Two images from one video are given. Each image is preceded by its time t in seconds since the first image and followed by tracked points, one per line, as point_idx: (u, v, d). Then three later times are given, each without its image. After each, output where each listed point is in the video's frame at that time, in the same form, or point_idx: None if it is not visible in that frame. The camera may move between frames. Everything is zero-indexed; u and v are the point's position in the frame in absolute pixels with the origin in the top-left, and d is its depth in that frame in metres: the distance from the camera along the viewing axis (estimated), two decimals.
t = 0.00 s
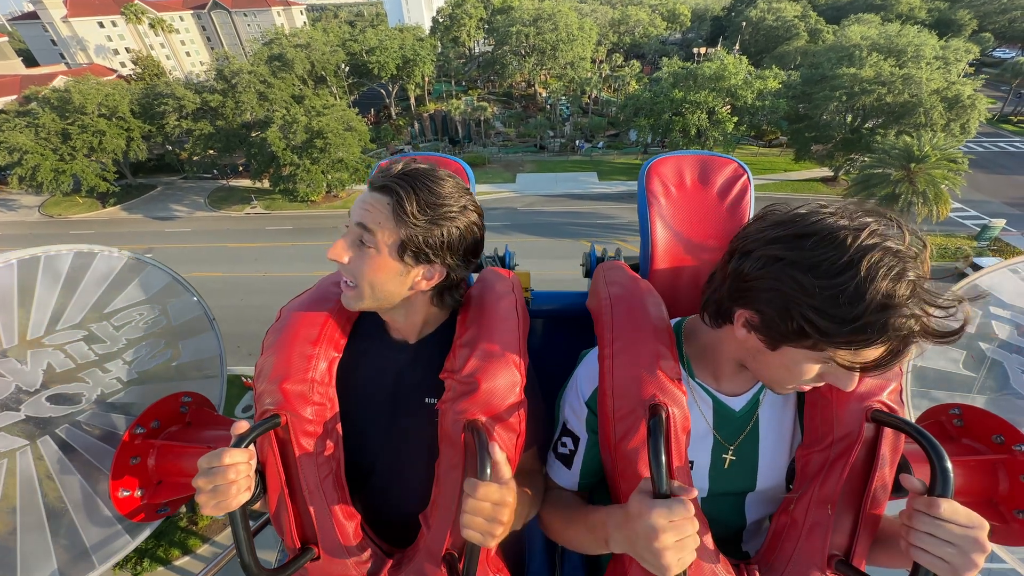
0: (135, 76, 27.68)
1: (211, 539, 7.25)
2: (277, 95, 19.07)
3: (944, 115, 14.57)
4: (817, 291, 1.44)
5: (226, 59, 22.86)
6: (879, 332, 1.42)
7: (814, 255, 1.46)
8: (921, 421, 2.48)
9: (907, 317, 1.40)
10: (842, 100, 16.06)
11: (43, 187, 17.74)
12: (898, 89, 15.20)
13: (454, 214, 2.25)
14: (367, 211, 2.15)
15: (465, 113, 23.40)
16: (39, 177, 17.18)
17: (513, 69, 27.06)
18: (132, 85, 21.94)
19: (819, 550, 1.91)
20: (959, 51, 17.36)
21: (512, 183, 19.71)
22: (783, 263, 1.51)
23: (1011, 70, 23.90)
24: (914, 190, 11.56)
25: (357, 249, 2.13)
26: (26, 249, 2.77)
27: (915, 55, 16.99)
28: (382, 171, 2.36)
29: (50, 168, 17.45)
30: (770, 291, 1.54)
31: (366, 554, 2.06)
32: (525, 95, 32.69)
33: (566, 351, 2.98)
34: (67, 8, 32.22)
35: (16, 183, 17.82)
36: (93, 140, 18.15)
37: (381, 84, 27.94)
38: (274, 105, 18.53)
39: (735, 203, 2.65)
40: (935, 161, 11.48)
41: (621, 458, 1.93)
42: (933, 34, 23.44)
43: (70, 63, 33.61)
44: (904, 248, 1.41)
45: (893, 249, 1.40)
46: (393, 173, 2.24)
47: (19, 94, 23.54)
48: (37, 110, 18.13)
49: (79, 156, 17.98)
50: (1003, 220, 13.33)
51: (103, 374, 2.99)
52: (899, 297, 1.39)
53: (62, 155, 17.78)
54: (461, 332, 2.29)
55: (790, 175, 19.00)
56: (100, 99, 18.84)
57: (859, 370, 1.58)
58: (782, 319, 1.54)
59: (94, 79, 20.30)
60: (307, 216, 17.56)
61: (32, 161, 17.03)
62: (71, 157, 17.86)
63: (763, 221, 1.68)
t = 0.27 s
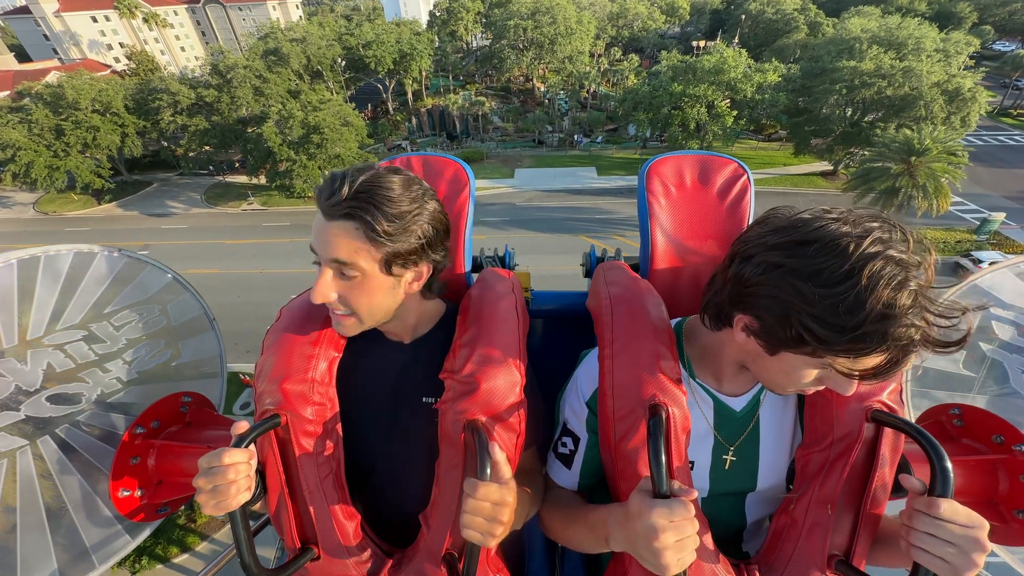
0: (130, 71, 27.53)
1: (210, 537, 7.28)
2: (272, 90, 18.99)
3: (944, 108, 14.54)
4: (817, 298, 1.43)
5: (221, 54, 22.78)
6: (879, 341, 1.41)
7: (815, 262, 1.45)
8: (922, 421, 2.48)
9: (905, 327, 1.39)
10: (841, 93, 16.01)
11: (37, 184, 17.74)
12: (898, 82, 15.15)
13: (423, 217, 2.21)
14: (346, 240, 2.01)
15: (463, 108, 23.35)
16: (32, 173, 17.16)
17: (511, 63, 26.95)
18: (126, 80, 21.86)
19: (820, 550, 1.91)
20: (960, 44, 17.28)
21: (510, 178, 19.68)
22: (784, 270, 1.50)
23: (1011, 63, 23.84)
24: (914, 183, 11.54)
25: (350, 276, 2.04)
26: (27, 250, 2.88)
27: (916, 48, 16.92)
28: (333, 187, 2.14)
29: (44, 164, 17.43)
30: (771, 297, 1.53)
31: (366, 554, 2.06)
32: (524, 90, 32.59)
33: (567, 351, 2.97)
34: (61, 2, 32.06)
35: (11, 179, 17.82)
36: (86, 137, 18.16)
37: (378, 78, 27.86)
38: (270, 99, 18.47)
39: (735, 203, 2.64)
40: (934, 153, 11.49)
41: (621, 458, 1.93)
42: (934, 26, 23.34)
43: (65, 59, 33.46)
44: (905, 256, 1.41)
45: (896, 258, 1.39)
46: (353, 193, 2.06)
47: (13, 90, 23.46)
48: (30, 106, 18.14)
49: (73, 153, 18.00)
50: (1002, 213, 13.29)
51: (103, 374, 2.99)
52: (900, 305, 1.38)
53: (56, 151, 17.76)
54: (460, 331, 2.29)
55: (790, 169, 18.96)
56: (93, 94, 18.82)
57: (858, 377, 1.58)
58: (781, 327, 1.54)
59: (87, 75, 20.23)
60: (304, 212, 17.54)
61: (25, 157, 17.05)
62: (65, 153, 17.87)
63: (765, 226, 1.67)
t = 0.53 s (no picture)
0: (132, 71, 27.49)
1: (210, 536, 7.28)
2: (275, 88, 18.94)
3: (950, 105, 14.50)
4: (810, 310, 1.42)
5: (223, 53, 22.76)
6: (871, 353, 1.40)
7: (808, 272, 1.44)
8: (921, 421, 2.48)
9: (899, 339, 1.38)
10: (846, 91, 16.06)
11: (40, 183, 17.74)
12: (904, 79, 15.10)
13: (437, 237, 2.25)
14: (403, 275, 1.96)
15: (465, 106, 23.34)
16: (35, 172, 17.15)
17: (514, 62, 26.93)
18: (129, 79, 21.86)
19: (819, 550, 1.91)
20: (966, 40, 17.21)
21: (512, 177, 19.65)
22: (778, 280, 1.49)
23: (1016, 60, 23.77)
24: (920, 181, 11.53)
25: (405, 307, 2.01)
26: (27, 250, 2.91)
27: (921, 45, 16.85)
28: (362, 217, 1.91)
29: (46, 163, 17.43)
30: (765, 307, 1.53)
31: (366, 554, 2.06)
32: (526, 88, 32.55)
33: (567, 351, 2.97)
34: (64, 2, 32.03)
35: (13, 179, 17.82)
36: (88, 135, 18.12)
37: (380, 77, 27.85)
38: (272, 97, 18.45)
39: (734, 203, 2.64)
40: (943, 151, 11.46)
41: (621, 458, 1.93)
42: (939, 23, 23.26)
43: (68, 59, 33.44)
44: (902, 268, 1.40)
45: (893, 271, 1.37)
46: (400, 224, 1.95)
47: (16, 89, 23.46)
48: (33, 105, 18.09)
49: (75, 152, 17.97)
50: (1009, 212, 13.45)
51: (103, 374, 2.98)
52: (896, 316, 1.37)
53: (59, 150, 17.73)
54: (461, 331, 2.30)
55: (793, 167, 18.93)
56: (96, 93, 18.78)
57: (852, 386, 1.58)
58: (774, 337, 1.54)
59: (89, 74, 20.22)
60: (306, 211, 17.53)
61: (28, 157, 17.05)
62: (67, 152, 17.85)
63: (762, 234, 1.65)
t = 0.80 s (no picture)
0: (142, 75, 27.56)
1: (209, 539, 7.25)
2: (281, 92, 18.99)
3: (959, 109, 14.50)
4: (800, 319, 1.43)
5: (231, 57, 22.89)
6: (864, 356, 1.39)
7: (797, 278, 1.45)
8: (922, 421, 2.48)
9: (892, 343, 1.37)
10: (853, 94, 16.12)
11: (48, 185, 17.74)
12: (911, 82, 15.11)
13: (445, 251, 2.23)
14: (428, 298, 1.94)
15: (470, 111, 23.42)
16: (45, 175, 17.17)
17: (519, 67, 27.05)
18: (138, 84, 21.99)
19: (819, 549, 1.91)
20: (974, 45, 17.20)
21: (516, 181, 19.69)
22: (767, 287, 1.50)
23: None
24: (930, 185, 11.52)
25: (428, 327, 2.02)
26: (27, 250, 2.90)
27: (928, 50, 16.88)
28: (386, 245, 1.82)
29: (56, 166, 17.45)
30: (756, 314, 1.54)
31: (366, 554, 2.06)
32: (531, 93, 32.65)
33: (567, 350, 2.97)
34: (76, 8, 32.22)
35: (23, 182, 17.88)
36: (98, 139, 18.10)
37: (386, 82, 27.94)
38: (279, 101, 18.50)
39: (735, 203, 2.64)
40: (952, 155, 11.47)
41: (620, 458, 1.94)
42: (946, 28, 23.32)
43: (78, 64, 33.61)
44: (892, 269, 1.39)
45: (884, 276, 1.36)
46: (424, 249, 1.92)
47: (27, 94, 23.59)
48: (43, 109, 18.07)
49: (85, 155, 17.91)
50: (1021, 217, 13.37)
51: (103, 374, 2.98)
52: (889, 318, 1.35)
53: (68, 153, 17.73)
54: (460, 330, 2.30)
55: (800, 172, 18.96)
56: (106, 97, 18.81)
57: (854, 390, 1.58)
58: (767, 344, 1.55)
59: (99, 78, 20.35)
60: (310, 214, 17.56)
61: (38, 159, 17.10)
62: (77, 155, 17.80)
63: (754, 240, 1.65)
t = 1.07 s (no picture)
0: (151, 85, 27.87)
1: (203, 549, 7.18)
2: (287, 102, 19.17)
3: (963, 119, 14.62)
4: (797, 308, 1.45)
5: (238, 67, 23.17)
6: (864, 345, 1.40)
7: (795, 269, 1.46)
8: (921, 421, 2.48)
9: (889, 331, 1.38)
10: (855, 105, 16.32)
11: (56, 192, 17.65)
12: (913, 94, 15.27)
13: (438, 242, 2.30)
14: (429, 287, 1.99)
15: (474, 121, 23.64)
16: (52, 181, 17.25)
17: (522, 78, 27.36)
18: (146, 93, 22.23)
19: (819, 550, 1.91)
20: (975, 57, 17.40)
21: (519, 189, 19.81)
22: (765, 278, 1.52)
23: None
24: (935, 195, 11.60)
25: (435, 316, 2.06)
26: (26, 250, 2.80)
27: (929, 62, 17.09)
28: (386, 236, 1.88)
29: (63, 173, 17.48)
30: (754, 305, 1.56)
31: (366, 555, 2.06)
32: (534, 103, 32.98)
33: (566, 351, 2.98)
34: (87, 20, 32.63)
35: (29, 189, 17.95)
36: (105, 146, 18.19)
37: (390, 92, 28.23)
38: (285, 111, 18.66)
39: (734, 202, 2.67)
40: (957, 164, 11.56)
41: (621, 458, 1.94)
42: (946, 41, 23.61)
43: (88, 74, 33.87)
44: (889, 259, 1.41)
45: (878, 267, 1.39)
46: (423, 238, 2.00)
47: (37, 103, 23.85)
48: (53, 117, 18.24)
49: (92, 162, 18.01)
50: None
51: (103, 374, 2.98)
52: (885, 308, 1.37)
53: (75, 160, 17.84)
54: (460, 330, 2.31)
55: (802, 182, 19.10)
56: (114, 105, 18.94)
57: (854, 381, 1.59)
58: (766, 335, 1.57)
59: (107, 87, 20.58)
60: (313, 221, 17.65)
61: (45, 166, 17.17)
62: (84, 162, 17.89)
63: (751, 234, 1.66)
